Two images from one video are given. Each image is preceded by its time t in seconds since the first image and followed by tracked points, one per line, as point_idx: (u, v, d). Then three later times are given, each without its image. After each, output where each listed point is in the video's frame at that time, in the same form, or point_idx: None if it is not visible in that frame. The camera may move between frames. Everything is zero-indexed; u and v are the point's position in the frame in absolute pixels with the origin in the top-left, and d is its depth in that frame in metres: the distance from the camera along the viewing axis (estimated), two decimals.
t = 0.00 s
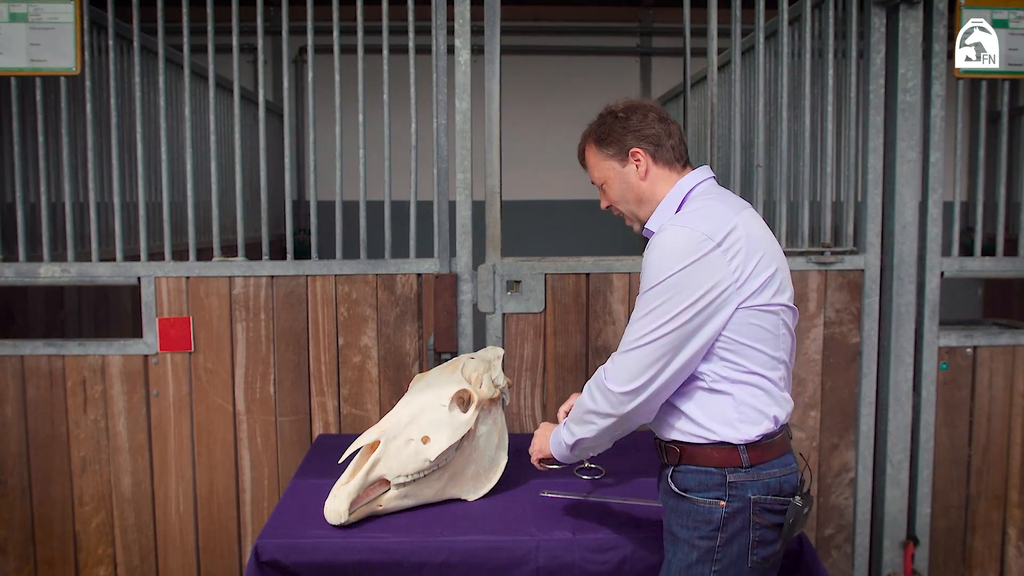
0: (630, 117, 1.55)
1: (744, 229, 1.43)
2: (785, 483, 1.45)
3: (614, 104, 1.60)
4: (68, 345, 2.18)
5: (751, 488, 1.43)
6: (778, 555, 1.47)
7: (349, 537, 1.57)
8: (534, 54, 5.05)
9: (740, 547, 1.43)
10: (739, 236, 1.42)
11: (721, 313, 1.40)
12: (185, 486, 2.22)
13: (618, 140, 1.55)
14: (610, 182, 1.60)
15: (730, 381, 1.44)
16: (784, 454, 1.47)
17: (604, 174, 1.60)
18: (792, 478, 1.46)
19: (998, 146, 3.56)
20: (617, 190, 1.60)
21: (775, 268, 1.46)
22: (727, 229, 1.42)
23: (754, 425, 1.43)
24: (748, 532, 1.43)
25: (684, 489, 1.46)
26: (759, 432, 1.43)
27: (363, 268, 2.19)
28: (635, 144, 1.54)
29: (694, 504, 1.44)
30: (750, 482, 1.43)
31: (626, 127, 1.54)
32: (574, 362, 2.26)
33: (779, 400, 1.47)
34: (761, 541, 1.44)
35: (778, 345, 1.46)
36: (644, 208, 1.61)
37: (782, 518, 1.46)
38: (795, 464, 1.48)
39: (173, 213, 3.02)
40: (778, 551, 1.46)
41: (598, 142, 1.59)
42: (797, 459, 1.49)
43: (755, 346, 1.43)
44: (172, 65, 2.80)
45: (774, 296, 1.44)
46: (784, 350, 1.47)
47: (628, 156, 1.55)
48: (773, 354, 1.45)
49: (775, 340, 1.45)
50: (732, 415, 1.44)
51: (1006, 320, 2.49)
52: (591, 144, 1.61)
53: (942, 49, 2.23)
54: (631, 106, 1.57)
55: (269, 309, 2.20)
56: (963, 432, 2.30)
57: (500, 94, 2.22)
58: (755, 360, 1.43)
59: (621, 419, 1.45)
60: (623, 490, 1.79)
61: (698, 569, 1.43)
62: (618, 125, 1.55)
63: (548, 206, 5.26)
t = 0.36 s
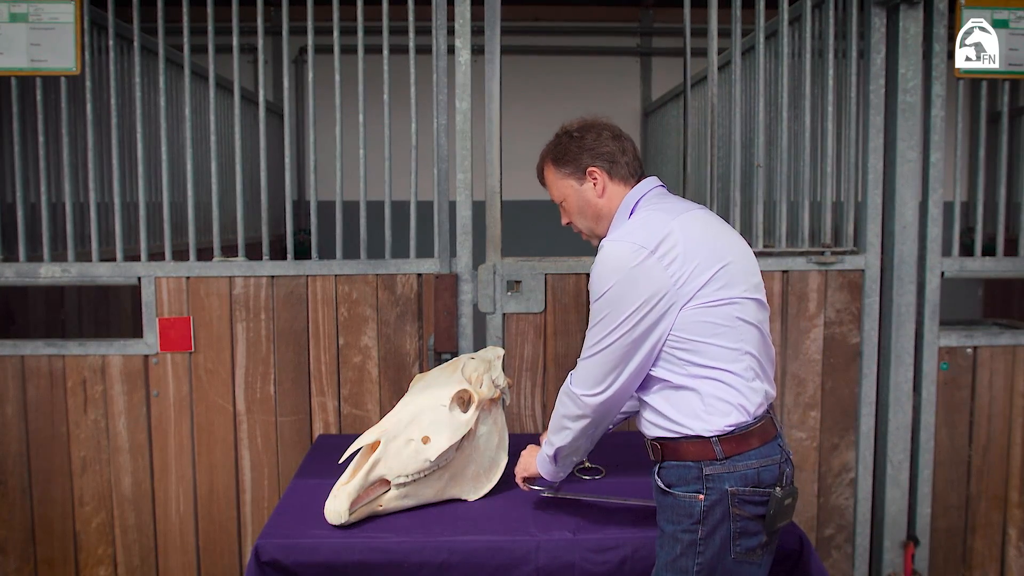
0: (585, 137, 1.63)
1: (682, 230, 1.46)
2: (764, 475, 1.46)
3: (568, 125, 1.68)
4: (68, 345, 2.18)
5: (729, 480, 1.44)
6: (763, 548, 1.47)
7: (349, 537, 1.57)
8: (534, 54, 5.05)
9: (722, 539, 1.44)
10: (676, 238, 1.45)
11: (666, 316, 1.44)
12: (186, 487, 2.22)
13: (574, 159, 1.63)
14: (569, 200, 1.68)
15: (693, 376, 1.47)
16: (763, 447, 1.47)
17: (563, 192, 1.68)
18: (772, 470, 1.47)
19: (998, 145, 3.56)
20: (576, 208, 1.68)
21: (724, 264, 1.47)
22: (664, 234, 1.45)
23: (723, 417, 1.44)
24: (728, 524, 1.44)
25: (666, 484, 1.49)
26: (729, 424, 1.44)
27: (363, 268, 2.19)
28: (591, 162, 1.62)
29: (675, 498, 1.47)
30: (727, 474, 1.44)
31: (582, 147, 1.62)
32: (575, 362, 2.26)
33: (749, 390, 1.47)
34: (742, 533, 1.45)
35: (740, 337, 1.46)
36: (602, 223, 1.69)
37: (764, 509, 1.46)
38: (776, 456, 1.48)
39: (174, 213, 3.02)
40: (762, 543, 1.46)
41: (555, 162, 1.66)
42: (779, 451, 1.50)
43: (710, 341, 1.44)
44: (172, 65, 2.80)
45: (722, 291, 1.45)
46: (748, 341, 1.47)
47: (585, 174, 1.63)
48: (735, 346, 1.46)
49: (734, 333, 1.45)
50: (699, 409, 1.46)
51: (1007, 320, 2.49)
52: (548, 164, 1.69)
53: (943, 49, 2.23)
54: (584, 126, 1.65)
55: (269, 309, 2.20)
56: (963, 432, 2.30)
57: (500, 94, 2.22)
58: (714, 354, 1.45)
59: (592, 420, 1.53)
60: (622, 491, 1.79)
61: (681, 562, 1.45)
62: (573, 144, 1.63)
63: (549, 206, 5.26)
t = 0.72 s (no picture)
0: (555, 160, 1.71)
1: (635, 243, 1.50)
2: (751, 462, 1.46)
3: (537, 148, 1.75)
4: (68, 346, 2.18)
5: (715, 467, 1.46)
6: (756, 537, 1.47)
7: (349, 537, 1.57)
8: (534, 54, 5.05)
9: (712, 528, 1.45)
10: (630, 252, 1.49)
11: (631, 326, 1.49)
12: (186, 486, 2.22)
13: (547, 182, 1.71)
14: (544, 221, 1.76)
15: (670, 373, 1.49)
16: (749, 435, 1.47)
17: (538, 213, 1.76)
18: (760, 457, 1.47)
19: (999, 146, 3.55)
20: (551, 227, 1.76)
21: (684, 267, 1.49)
22: (617, 250, 1.49)
23: (703, 409, 1.45)
24: (718, 512, 1.45)
25: (660, 476, 1.51)
26: (710, 414, 1.45)
27: (363, 268, 2.19)
28: (563, 184, 1.70)
29: (666, 489, 1.49)
30: (713, 462, 1.45)
31: (553, 170, 1.70)
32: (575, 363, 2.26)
33: (731, 381, 1.47)
34: (732, 521, 1.45)
35: (711, 331, 1.47)
36: (576, 240, 1.77)
37: (754, 497, 1.46)
38: (764, 444, 1.48)
39: (173, 213, 3.02)
40: (755, 532, 1.46)
41: (528, 185, 1.74)
42: (769, 439, 1.50)
43: (679, 339, 1.47)
44: (172, 65, 2.80)
45: (685, 295, 1.48)
46: (723, 334, 1.48)
47: (558, 195, 1.71)
48: (707, 340, 1.47)
49: (704, 328, 1.47)
50: (680, 403, 1.48)
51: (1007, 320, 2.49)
52: (521, 187, 1.77)
53: (943, 50, 2.23)
54: (554, 148, 1.72)
55: (269, 310, 2.20)
56: (962, 433, 2.30)
57: (500, 95, 2.22)
58: (686, 351, 1.47)
59: (581, 418, 1.59)
60: (622, 490, 1.80)
61: (673, 553, 1.46)
62: (544, 168, 1.71)
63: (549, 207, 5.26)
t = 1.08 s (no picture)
0: (548, 173, 1.71)
1: (606, 255, 1.52)
2: (739, 453, 1.46)
3: (525, 162, 1.75)
4: (68, 346, 2.18)
5: (704, 460, 1.46)
6: (753, 529, 1.46)
7: (349, 538, 1.57)
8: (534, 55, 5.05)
9: (707, 522, 1.45)
10: (600, 264, 1.51)
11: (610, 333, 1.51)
12: (186, 487, 2.22)
13: (540, 195, 1.70)
14: (532, 233, 1.75)
15: (653, 374, 1.50)
16: (733, 426, 1.47)
17: (527, 226, 1.74)
18: (747, 448, 1.47)
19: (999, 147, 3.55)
20: (539, 240, 1.75)
21: (657, 271, 1.51)
22: (588, 264, 1.51)
23: (687, 404, 1.46)
24: (711, 506, 1.45)
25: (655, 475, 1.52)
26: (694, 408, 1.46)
27: (363, 269, 2.20)
28: (556, 196, 1.70)
29: (661, 487, 1.50)
30: (700, 455, 1.46)
31: (546, 182, 1.70)
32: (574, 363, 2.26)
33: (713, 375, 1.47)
34: (727, 514, 1.45)
35: (689, 329, 1.48)
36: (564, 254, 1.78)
37: (746, 488, 1.46)
38: (751, 434, 1.48)
39: (173, 214, 3.02)
40: (751, 524, 1.45)
41: (518, 197, 1.72)
42: (757, 429, 1.49)
43: (657, 341, 1.48)
44: (172, 65, 2.79)
45: (659, 298, 1.49)
46: (702, 331, 1.48)
47: (550, 207, 1.71)
48: (685, 339, 1.48)
49: (681, 328, 1.48)
50: (665, 401, 1.48)
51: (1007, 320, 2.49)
52: (509, 199, 1.74)
53: (943, 50, 2.23)
54: (545, 161, 1.72)
55: (269, 310, 2.20)
56: (962, 433, 2.30)
57: (500, 95, 2.22)
58: (666, 351, 1.48)
59: (569, 419, 1.65)
60: (622, 490, 1.80)
61: (675, 550, 1.47)
62: (536, 180, 1.70)
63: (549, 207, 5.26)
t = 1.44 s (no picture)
0: (564, 156, 1.71)
1: (636, 238, 1.50)
2: (750, 457, 1.47)
3: (540, 144, 1.74)
4: (68, 346, 2.18)
5: (715, 463, 1.46)
6: (755, 533, 1.47)
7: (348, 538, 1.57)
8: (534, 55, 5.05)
9: (712, 524, 1.45)
10: (630, 246, 1.49)
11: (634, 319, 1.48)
12: (186, 487, 2.22)
13: (555, 177, 1.70)
14: (543, 217, 1.74)
15: (670, 368, 1.50)
16: (746, 431, 1.49)
17: (539, 208, 1.73)
18: (757, 453, 1.48)
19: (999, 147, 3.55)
20: (550, 224, 1.74)
21: (683, 263, 1.51)
22: (618, 244, 1.49)
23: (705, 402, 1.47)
24: (718, 508, 1.45)
25: (659, 475, 1.51)
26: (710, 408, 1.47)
27: (363, 268, 2.20)
28: (571, 180, 1.70)
29: (666, 487, 1.49)
30: (712, 458, 1.46)
31: (562, 166, 1.70)
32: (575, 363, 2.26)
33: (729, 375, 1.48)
34: (733, 517, 1.45)
35: (710, 325, 1.49)
36: (573, 239, 1.78)
37: (753, 493, 1.47)
38: (761, 440, 1.50)
39: (173, 214, 3.02)
40: (755, 528, 1.46)
41: (532, 178, 1.71)
42: (766, 435, 1.51)
43: (679, 333, 1.48)
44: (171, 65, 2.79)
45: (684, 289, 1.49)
46: (721, 329, 1.50)
47: (565, 191, 1.70)
48: (706, 334, 1.48)
49: (704, 322, 1.48)
50: (681, 398, 1.48)
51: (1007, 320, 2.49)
52: (522, 180, 1.73)
53: (943, 50, 2.24)
54: (561, 145, 1.72)
55: (269, 310, 2.20)
56: (962, 433, 2.30)
57: (500, 95, 2.22)
58: (686, 344, 1.48)
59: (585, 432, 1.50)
60: (621, 490, 1.80)
61: (674, 550, 1.45)
62: (552, 162, 1.70)
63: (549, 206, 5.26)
